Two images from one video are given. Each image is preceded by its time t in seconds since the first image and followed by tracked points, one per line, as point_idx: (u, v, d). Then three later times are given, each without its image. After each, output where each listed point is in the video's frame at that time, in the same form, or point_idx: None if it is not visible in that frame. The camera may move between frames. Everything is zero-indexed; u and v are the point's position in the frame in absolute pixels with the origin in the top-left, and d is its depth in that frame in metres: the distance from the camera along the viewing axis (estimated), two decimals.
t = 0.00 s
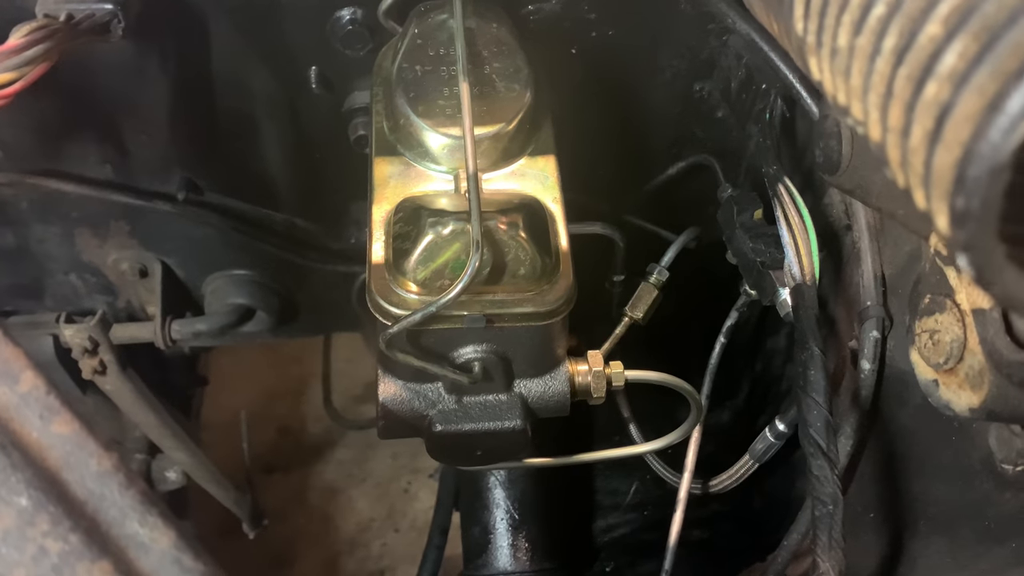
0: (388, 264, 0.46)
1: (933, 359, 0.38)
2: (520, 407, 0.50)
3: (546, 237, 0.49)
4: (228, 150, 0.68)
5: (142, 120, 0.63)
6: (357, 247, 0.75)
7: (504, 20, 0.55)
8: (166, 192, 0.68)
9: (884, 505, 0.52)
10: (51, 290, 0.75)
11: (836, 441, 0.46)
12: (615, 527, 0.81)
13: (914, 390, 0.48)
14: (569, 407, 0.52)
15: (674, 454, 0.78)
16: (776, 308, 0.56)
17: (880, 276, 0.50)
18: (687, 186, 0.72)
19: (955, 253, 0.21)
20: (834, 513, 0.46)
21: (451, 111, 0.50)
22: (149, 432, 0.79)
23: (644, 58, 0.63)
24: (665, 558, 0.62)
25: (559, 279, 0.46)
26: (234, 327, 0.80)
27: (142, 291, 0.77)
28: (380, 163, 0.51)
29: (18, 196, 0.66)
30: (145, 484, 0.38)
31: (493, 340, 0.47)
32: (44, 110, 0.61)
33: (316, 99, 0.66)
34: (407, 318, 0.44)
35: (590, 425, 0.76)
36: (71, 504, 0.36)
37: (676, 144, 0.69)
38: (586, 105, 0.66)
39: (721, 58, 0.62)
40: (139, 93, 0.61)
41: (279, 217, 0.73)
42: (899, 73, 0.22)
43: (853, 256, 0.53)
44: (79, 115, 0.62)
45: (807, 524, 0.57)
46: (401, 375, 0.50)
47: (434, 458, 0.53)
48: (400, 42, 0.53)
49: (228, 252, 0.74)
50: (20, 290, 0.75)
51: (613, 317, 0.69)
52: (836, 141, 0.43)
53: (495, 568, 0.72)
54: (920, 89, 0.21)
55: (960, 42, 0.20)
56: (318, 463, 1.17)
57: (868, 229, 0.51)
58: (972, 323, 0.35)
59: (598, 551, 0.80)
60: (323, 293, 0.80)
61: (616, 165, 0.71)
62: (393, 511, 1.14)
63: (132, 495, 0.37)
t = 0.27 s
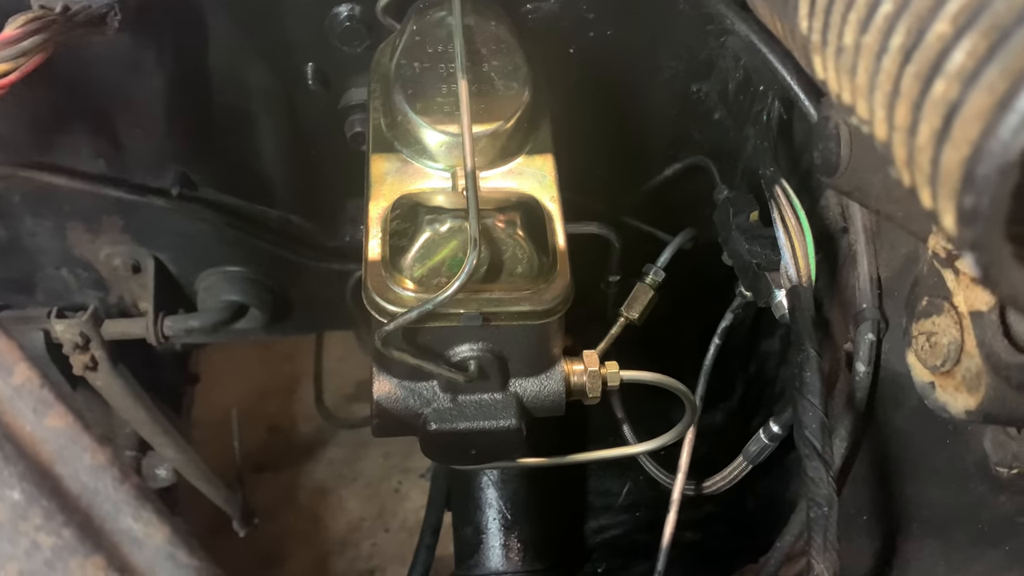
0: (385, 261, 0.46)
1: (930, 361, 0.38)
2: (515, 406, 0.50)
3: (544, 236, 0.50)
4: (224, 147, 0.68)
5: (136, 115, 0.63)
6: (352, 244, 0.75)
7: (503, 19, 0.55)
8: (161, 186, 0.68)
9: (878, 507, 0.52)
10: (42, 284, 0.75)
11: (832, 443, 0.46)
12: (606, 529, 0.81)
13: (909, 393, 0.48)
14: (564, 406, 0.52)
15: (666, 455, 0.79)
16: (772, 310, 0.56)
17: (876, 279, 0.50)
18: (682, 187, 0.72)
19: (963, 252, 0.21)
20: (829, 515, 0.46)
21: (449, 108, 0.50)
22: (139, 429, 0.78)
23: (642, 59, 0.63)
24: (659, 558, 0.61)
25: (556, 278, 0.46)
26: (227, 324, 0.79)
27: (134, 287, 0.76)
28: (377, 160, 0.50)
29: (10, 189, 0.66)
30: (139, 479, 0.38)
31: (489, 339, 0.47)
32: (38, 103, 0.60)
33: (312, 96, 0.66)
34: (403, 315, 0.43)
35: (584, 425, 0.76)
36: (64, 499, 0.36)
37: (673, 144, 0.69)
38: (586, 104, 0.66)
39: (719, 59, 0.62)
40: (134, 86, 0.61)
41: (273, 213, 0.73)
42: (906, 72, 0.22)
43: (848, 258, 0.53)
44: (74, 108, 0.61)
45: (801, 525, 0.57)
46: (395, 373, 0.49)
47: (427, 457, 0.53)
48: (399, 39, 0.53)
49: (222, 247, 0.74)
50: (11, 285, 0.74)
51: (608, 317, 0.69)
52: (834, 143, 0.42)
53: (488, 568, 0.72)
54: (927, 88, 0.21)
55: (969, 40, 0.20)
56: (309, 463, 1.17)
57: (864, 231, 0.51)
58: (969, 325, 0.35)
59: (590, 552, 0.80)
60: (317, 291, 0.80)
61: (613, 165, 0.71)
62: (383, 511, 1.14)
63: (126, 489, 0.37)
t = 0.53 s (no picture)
0: (413, 234, 0.47)
1: (942, 355, 0.39)
2: (528, 386, 0.51)
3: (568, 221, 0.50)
4: (248, 108, 0.69)
5: (164, 84, 0.64)
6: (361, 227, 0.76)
7: (535, 8, 0.56)
8: (185, 157, 0.69)
9: (872, 507, 0.53)
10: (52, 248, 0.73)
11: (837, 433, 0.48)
12: (596, 521, 0.83)
13: (912, 393, 0.49)
14: (575, 388, 0.53)
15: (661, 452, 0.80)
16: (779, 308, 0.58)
17: (883, 281, 0.52)
18: (695, 185, 0.72)
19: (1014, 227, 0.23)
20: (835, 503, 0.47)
21: (480, 90, 0.50)
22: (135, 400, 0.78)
23: (663, 59, 0.65)
24: (655, 547, 0.63)
25: (577, 261, 0.47)
26: (234, 297, 0.80)
27: (144, 255, 0.76)
28: (406, 136, 0.51)
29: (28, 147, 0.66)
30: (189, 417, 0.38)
31: (509, 316, 0.48)
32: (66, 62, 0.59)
33: (335, 74, 0.67)
34: (430, 287, 0.45)
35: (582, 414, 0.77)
36: (115, 427, 0.36)
37: (688, 143, 0.70)
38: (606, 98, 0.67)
39: (740, 63, 0.63)
40: (164, 54, 0.63)
41: (287, 189, 0.74)
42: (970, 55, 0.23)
43: (856, 262, 0.54)
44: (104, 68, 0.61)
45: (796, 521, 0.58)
46: (414, 345, 0.51)
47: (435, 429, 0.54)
48: (433, 21, 0.54)
49: (234, 218, 0.74)
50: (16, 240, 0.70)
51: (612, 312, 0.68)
52: (856, 144, 0.43)
53: (479, 551, 0.73)
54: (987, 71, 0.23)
55: None
56: (294, 448, 1.17)
57: (875, 234, 0.53)
58: (984, 321, 0.36)
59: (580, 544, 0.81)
60: (326, 275, 0.82)
61: (628, 162, 0.71)
62: (365, 500, 1.15)
63: (178, 425, 0.37)
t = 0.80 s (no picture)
0: (402, 238, 0.46)
1: (922, 372, 0.40)
2: (512, 394, 0.51)
3: (557, 229, 0.50)
4: (236, 112, 0.67)
5: (152, 83, 0.63)
6: (345, 231, 0.75)
7: (529, 18, 0.56)
8: (165, 154, 0.68)
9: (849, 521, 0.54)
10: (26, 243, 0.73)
11: (818, 448, 0.48)
12: (571, 534, 0.84)
13: (890, 409, 0.50)
14: (558, 398, 0.53)
15: (638, 465, 0.80)
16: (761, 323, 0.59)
17: (864, 298, 0.52)
18: (679, 201, 0.73)
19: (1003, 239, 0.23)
20: (813, 516, 0.47)
21: (473, 97, 0.51)
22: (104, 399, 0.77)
23: (652, 72, 0.65)
24: (631, 561, 0.63)
25: (565, 269, 0.47)
26: (212, 300, 0.79)
27: (121, 254, 0.76)
28: (397, 141, 0.51)
29: (9, 140, 0.66)
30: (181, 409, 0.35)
31: (495, 323, 0.48)
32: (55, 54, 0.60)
33: (325, 77, 0.66)
34: (417, 291, 0.44)
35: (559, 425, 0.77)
36: (109, 419, 0.32)
37: (672, 159, 0.71)
38: (595, 110, 0.67)
39: (726, 80, 0.64)
40: (151, 50, 0.62)
41: (270, 191, 0.73)
42: (963, 71, 0.23)
43: (840, 277, 0.55)
44: (90, 64, 0.61)
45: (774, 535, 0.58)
46: (398, 350, 0.50)
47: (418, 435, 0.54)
48: (427, 27, 0.54)
49: (215, 220, 0.74)
50: None
51: (598, 317, 0.70)
52: (843, 161, 0.44)
53: (453, 562, 0.72)
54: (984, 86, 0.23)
55: None
56: (263, 455, 1.15)
57: (857, 252, 0.54)
58: (964, 338, 0.37)
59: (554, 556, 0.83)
60: (303, 273, 0.80)
61: (615, 175, 0.72)
62: (335, 509, 1.13)
63: (169, 417, 0.33)
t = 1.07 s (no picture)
0: (395, 247, 0.46)
1: (914, 375, 0.40)
2: (508, 401, 0.51)
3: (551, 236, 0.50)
4: (228, 119, 0.67)
5: (145, 91, 0.63)
6: (340, 239, 0.75)
7: (520, 26, 0.56)
8: (160, 164, 0.68)
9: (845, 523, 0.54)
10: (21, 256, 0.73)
11: (813, 451, 0.48)
12: (570, 539, 0.83)
13: (884, 412, 0.50)
14: (553, 405, 0.53)
15: (636, 469, 0.80)
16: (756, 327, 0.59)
17: (858, 301, 0.52)
18: (673, 205, 0.73)
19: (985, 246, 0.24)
20: (809, 519, 0.47)
21: (465, 105, 0.51)
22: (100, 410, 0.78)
23: (644, 77, 0.65)
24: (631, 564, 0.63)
25: (559, 277, 0.48)
26: (208, 310, 0.79)
27: (117, 265, 0.75)
28: (390, 150, 0.52)
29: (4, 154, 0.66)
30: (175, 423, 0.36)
31: (490, 331, 0.48)
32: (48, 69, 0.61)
33: (318, 86, 0.67)
34: (411, 300, 0.44)
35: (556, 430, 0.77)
36: (104, 435, 0.33)
37: (665, 163, 0.71)
38: (588, 115, 0.68)
39: (718, 84, 0.64)
40: (144, 62, 0.62)
41: (265, 201, 0.73)
42: (945, 81, 0.24)
43: (833, 281, 0.55)
44: (83, 78, 0.62)
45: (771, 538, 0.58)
46: (393, 359, 0.50)
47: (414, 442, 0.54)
48: (418, 36, 0.55)
49: (208, 230, 0.74)
50: None
51: (593, 322, 0.70)
52: (834, 165, 0.44)
53: (452, 569, 0.72)
54: (965, 94, 0.23)
55: (1010, 52, 0.22)
56: (263, 464, 1.15)
57: (850, 255, 0.54)
58: (955, 341, 0.37)
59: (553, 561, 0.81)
60: (299, 282, 0.80)
61: (609, 181, 0.73)
62: (334, 517, 1.13)
63: (163, 432, 0.34)
